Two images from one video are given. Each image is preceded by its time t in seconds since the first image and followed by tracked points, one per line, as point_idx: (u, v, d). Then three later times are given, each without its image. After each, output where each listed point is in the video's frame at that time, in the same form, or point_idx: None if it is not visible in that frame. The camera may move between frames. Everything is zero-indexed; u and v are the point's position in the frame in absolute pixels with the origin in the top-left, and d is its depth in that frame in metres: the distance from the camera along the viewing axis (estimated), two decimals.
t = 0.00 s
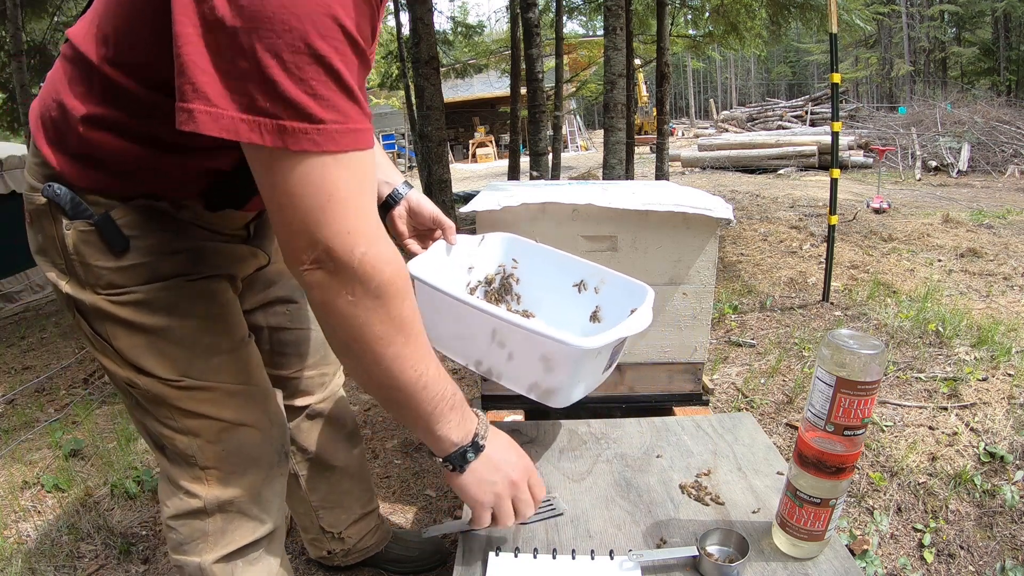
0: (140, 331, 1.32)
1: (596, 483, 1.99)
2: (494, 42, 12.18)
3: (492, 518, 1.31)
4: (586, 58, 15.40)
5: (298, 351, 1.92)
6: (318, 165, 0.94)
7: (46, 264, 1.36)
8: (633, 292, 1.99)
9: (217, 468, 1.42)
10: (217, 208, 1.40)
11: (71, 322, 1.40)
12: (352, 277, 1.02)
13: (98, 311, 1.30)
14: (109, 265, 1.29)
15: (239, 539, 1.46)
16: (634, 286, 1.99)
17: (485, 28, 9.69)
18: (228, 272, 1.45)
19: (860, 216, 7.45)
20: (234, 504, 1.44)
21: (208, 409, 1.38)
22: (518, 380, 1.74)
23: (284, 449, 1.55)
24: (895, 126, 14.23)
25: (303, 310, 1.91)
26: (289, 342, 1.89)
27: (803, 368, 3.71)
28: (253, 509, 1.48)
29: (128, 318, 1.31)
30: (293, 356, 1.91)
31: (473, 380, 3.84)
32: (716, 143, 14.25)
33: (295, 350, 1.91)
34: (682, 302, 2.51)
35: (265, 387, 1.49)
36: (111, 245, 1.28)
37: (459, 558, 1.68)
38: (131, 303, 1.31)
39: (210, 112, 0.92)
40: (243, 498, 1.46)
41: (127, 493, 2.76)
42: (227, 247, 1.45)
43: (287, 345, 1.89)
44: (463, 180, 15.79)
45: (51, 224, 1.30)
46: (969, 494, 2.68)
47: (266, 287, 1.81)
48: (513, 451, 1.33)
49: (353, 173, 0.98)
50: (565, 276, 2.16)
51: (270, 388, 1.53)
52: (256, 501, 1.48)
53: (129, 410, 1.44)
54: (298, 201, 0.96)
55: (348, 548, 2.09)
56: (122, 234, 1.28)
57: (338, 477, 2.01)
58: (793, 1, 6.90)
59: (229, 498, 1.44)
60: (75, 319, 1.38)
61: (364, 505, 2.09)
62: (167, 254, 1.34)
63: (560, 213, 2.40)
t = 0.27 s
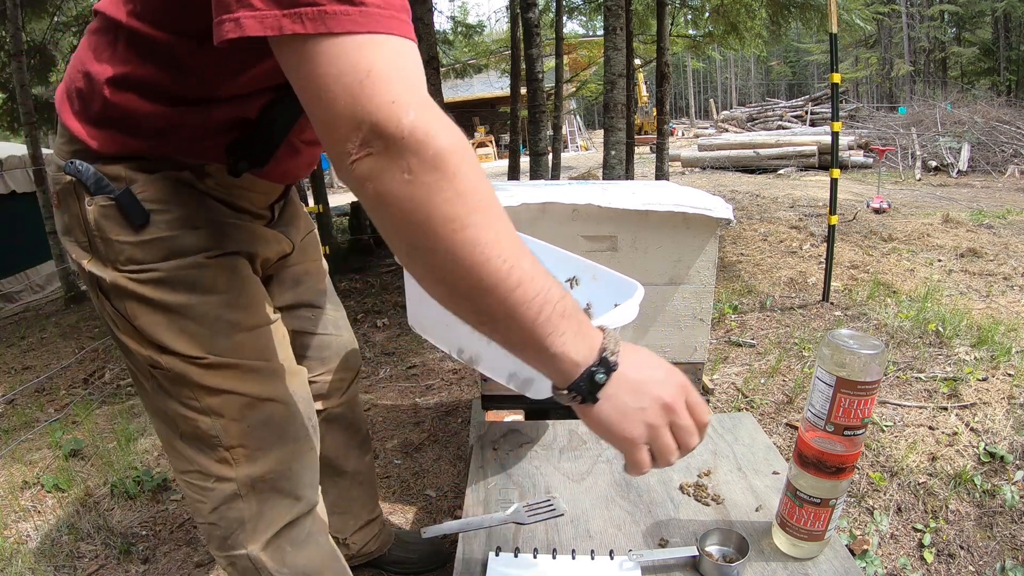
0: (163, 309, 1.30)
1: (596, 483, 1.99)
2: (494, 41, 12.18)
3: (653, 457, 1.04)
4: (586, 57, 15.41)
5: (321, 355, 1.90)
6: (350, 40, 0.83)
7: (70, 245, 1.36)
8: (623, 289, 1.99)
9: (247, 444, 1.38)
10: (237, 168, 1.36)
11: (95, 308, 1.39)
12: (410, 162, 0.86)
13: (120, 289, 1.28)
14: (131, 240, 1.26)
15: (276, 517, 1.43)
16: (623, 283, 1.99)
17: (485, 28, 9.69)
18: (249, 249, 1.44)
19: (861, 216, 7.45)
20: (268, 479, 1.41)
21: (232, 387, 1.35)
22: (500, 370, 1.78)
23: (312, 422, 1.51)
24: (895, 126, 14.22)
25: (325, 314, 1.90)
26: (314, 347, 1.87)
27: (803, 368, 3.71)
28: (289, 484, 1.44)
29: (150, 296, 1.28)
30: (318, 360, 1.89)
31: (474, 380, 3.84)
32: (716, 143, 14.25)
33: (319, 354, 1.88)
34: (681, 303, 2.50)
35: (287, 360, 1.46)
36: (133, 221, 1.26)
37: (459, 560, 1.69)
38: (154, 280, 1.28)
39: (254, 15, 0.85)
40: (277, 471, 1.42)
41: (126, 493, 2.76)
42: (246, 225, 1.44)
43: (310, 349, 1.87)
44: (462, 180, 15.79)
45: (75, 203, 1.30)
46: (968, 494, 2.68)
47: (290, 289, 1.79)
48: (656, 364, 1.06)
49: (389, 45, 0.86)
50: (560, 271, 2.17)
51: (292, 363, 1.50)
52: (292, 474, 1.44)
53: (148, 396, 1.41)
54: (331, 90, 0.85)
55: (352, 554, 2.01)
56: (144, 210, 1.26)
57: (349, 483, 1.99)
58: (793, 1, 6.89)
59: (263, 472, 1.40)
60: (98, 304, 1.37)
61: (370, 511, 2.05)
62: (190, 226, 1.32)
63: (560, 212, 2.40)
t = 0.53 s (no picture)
0: (175, 360, 1.23)
1: (596, 482, 2.00)
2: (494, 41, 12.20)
3: (841, 394, 1.09)
4: (586, 57, 15.43)
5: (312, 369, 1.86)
6: (476, 33, 0.82)
7: (49, 280, 1.24)
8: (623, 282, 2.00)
9: (266, 492, 1.36)
10: (248, 190, 1.29)
11: (83, 353, 1.29)
12: (574, 152, 0.88)
13: (127, 340, 1.19)
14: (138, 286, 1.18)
15: (299, 560, 1.42)
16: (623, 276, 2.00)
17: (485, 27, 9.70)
18: (259, 284, 1.38)
19: (861, 216, 7.45)
20: (291, 523, 1.40)
21: (251, 437, 1.32)
22: (514, 371, 1.73)
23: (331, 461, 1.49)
24: (895, 126, 14.23)
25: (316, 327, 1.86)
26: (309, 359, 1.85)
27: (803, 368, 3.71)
28: (312, 527, 1.44)
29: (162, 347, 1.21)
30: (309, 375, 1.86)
31: (474, 380, 3.84)
32: (716, 142, 14.27)
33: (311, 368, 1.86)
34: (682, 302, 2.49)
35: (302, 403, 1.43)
36: (142, 262, 1.17)
37: (459, 560, 1.69)
38: (166, 329, 1.21)
39: None
40: (300, 516, 1.41)
41: (126, 493, 2.76)
42: (253, 255, 1.38)
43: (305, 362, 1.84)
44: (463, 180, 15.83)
45: (59, 235, 1.19)
46: (968, 494, 2.68)
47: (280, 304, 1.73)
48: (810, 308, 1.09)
49: (521, 42, 0.86)
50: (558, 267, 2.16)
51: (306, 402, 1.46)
52: (314, 516, 1.44)
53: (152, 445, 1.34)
54: (471, 90, 0.83)
55: (355, 555, 2.03)
56: (156, 249, 1.18)
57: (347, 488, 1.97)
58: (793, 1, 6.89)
59: (285, 518, 1.39)
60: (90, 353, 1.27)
61: (369, 512, 2.06)
62: (201, 264, 1.24)
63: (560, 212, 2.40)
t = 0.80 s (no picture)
0: (169, 389, 1.18)
1: (596, 482, 2.00)
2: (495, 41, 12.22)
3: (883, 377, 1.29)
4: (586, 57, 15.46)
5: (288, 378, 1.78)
6: (566, 35, 0.82)
7: (17, 299, 1.17)
8: (625, 283, 2.03)
9: (266, 518, 1.33)
10: (243, 202, 1.29)
11: (60, 384, 1.22)
12: (678, 156, 0.90)
13: (112, 370, 1.13)
14: (125, 310, 1.12)
15: None
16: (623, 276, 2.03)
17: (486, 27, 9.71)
18: (252, 303, 1.35)
19: (861, 216, 7.45)
20: (293, 547, 1.37)
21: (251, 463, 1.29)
22: (535, 381, 1.76)
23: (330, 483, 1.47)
24: (895, 126, 14.23)
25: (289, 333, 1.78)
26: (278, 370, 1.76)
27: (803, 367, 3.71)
28: (315, 549, 1.41)
29: (152, 375, 1.16)
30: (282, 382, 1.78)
31: (474, 380, 3.84)
32: (716, 142, 14.29)
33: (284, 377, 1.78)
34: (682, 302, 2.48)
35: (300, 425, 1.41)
36: (128, 285, 1.12)
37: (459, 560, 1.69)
38: (156, 356, 1.16)
39: None
40: (302, 539, 1.38)
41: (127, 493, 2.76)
42: (243, 272, 1.35)
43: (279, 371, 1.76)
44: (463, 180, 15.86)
45: (27, 251, 1.12)
46: (969, 494, 2.68)
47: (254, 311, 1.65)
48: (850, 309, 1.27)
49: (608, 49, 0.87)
50: (554, 270, 2.18)
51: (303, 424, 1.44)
52: (316, 538, 1.41)
53: (138, 478, 1.28)
54: (577, 94, 0.83)
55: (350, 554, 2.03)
56: (145, 269, 1.13)
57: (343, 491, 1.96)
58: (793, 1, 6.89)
59: (287, 543, 1.36)
60: (70, 384, 1.21)
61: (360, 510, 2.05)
62: (194, 284, 1.21)
63: (560, 213, 2.40)
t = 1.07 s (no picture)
0: (173, 400, 1.18)
1: (596, 482, 2.00)
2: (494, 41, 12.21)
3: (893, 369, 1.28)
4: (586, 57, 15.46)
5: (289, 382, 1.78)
6: (578, 35, 0.82)
7: (15, 307, 1.17)
8: (627, 285, 2.03)
9: (272, 527, 1.33)
10: (245, 205, 1.30)
11: (62, 396, 1.22)
12: (694, 162, 0.89)
13: (114, 381, 1.14)
14: (126, 320, 1.12)
15: None
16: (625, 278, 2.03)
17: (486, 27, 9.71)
18: (255, 309, 1.35)
19: (860, 216, 7.45)
20: (299, 555, 1.37)
21: (257, 473, 1.29)
22: (536, 387, 1.76)
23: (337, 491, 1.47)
24: (895, 126, 14.23)
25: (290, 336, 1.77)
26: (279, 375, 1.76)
27: (803, 367, 3.72)
28: (321, 556, 1.41)
29: (156, 385, 1.16)
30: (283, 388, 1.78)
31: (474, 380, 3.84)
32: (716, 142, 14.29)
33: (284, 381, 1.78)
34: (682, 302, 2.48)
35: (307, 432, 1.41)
36: (128, 291, 1.12)
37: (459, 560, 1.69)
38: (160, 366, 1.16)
39: None
40: (308, 546, 1.38)
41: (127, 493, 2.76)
42: (245, 278, 1.35)
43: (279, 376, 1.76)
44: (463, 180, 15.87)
45: (25, 258, 1.12)
46: (968, 494, 2.68)
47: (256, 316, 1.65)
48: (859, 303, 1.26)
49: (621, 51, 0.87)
50: (554, 271, 2.18)
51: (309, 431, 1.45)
52: (322, 546, 1.41)
53: (141, 488, 1.28)
54: (589, 96, 0.82)
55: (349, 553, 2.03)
56: (144, 275, 1.13)
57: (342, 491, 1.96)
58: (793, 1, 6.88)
59: (293, 551, 1.36)
60: (73, 397, 1.21)
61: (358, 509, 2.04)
62: (196, 291, 1.21)
63: (560, 213, 2.40)
